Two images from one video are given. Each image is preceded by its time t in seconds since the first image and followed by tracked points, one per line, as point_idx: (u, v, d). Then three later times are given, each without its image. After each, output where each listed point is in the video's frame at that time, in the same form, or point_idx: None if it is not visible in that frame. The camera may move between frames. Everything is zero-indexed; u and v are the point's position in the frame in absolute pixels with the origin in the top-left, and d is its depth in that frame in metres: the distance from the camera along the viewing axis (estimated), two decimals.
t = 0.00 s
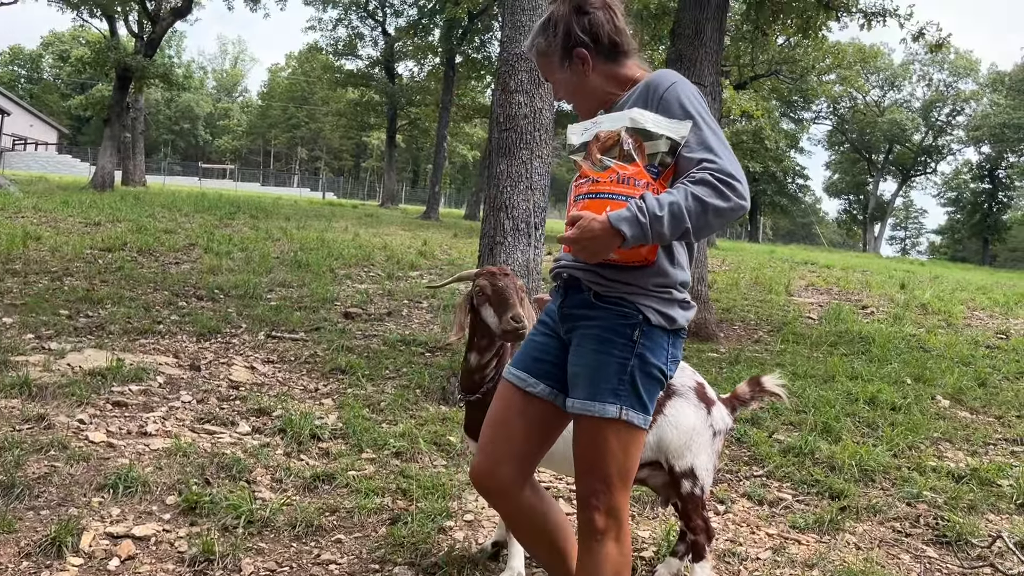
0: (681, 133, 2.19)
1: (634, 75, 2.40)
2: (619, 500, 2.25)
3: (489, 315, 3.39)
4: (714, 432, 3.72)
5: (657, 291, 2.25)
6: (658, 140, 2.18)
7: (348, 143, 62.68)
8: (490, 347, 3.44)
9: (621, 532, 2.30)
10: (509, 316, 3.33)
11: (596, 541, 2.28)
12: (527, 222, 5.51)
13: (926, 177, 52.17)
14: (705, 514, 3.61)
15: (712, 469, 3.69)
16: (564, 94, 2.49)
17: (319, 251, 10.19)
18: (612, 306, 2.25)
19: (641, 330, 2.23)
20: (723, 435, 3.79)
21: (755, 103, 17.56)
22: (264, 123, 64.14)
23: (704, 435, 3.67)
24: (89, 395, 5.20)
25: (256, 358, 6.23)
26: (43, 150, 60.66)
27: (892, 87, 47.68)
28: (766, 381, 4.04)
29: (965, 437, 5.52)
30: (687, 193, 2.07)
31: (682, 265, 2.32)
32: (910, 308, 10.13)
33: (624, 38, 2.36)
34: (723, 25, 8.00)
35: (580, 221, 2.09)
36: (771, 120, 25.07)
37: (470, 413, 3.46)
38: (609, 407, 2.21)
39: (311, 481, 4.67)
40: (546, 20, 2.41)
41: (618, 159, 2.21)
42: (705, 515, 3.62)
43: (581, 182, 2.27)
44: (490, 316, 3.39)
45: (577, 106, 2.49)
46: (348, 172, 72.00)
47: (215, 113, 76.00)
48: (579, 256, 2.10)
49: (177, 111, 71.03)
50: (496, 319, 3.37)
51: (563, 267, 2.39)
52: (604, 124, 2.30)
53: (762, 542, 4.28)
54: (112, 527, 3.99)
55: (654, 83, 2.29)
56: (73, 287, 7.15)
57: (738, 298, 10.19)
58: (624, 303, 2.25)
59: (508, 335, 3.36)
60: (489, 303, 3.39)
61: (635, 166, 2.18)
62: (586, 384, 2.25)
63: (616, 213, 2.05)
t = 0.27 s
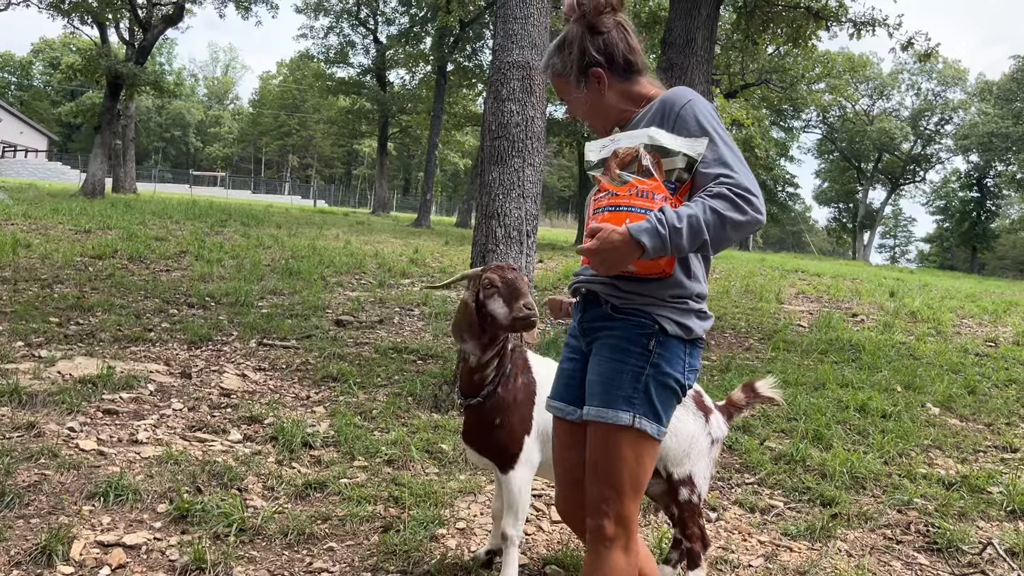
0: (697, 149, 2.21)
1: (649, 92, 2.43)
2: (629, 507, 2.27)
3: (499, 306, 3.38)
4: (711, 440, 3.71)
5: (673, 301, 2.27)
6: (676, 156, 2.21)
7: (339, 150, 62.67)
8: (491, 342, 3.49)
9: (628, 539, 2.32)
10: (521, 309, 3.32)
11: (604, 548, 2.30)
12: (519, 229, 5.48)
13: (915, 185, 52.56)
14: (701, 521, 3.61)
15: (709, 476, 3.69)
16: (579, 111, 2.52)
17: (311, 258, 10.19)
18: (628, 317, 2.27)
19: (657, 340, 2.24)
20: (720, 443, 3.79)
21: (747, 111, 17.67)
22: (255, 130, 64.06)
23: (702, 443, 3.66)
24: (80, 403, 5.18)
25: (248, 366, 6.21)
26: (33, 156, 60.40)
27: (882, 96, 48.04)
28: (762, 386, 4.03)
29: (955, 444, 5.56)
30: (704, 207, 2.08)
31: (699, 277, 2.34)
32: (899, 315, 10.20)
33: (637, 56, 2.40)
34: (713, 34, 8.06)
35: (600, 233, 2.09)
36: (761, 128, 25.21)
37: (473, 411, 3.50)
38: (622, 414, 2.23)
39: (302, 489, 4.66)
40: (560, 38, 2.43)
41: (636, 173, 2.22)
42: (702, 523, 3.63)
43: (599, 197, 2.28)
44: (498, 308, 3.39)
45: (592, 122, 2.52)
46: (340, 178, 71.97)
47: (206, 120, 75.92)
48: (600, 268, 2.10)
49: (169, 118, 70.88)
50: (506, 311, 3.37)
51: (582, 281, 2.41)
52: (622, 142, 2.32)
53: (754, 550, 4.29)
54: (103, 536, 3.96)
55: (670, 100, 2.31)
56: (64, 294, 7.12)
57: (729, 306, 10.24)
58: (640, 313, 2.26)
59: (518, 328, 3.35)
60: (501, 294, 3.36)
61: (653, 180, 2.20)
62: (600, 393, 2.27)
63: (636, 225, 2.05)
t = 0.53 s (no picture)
0: (744, 158, 2.27)
1: (680, 104, 2.50)
2: (652, 505, 2.31)
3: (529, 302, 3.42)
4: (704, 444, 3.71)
5: (725, 311, 2.33)
6: (725, 167, 2.27)
7: (331, 154, 62.57)
8: (508, 342, 3.54)
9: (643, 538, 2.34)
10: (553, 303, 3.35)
11: (622, 542, 2.31)
12: (512, 233, 5.47)
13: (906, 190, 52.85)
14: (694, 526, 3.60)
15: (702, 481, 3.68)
16: (608, 117, 2.55)
17: (303, 262, 10.16)
18: (680, 326, 2.31)
19: (709, 349, 2.31)
20: (714, 447, 3.77)
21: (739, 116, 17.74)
22: (247, 133, 63.90)
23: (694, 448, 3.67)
24: (71, 407, 5.14)
25: (240, 370, 6.19)
26: (23, 160, 60.10)
27: (873, 101, 48.28)
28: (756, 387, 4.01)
29: (946, 447, 5.58)
30: (762, 214, 2.13)
31: (747, 280, 2.39)
32: (890, 319, 10.24)
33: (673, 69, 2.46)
34: (705, 40, 8.10)
35: (662, 247, 2.13)
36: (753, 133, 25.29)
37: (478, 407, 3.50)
38: (667, 415, 2.27)
39: (295, 493, 4.64)
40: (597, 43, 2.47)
41: (688, 186, 2.27)
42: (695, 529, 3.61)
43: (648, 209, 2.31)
44: (527, 305, 3.43)
45: (620, 130, 2.56)
46: (332, 182, 71.84)
47: (198, 123, 75.74)
48: (664, 280, 2.15)
49: (161, 121, 70.65)
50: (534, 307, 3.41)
51: (631, 287, 2.45)
52: (669, 154, 2.36)
53: (747, 553, 4.29)
54: (94, 540, 3.93)
55: (709, 112, 2.37)
56: (55, 298, 7.08)
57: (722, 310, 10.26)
58: (694, 322, 2.31)
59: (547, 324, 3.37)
60: (531, 289, 3.42)
61: (705, 191, 2.24)
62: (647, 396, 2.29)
63: (700, 238, 2.10)
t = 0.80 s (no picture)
0: (778, 156, 2.41)
1: (705, 102, 2.66)
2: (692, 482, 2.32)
3: (539, 292, 3.30)
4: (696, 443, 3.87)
5: (754, 298, 2.47)
6: (761, 163, 2.38)
7: (325, 155, 62.41)
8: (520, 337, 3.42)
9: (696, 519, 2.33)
10: (563, 288, 3.23)
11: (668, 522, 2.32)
12: (505, 234, 5.48)
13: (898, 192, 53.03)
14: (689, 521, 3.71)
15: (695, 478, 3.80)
16: (635, 104, 2.61)
17: (296, 263, 10.13)
18: (713, 312, 2.44)
19: (740, 334, 2.43)
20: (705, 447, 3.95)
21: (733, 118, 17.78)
22: (241, 134, 63.68)
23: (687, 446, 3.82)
24: (63, 407, 5.12)
25: (233, 371, 6.17)
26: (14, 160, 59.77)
27: (865, 103, 48.44)
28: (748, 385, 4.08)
29: (937, 448, 5.61)
30: (802, 210, 2.28)
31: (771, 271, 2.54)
32: (882, 321, 10.29)
33: (697, 68, 2.65)
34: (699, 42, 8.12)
35: (711, 238, 2.22)
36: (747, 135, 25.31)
37: (485, 408, 3.45)
38: (697, 393, 2.35)
39: (288, 494, 4.64)
40: (633, 30, 2.57)
41: (728, 178, 2.35)
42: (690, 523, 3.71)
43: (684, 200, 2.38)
44: (536, 295, 3.30)
45: (645, 117, 2.63)
46: (325, 182, 71.68)
47: (191, 123, 75.51)
48: (711, 271, 2.24)
49: (153, 121, 70.37)
50: (544, 297, 3.29)
51: (662, 280, 2.56)
52: (705, 148, 2.44)
53: (738, 553, 4.31)
54: (86, 541, 3.92)
55: (738, 106, 2.51)
56: (47, 298, 7.05)
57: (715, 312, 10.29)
58: (725, 308, 2.44)
59: (560, 310, 3.25)
60: (539, 279, 3.28)
61: (745, 185, 2.35)
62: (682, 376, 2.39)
63: (748, 230, 2.21)
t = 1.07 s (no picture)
0: (804, 162, 2.41)
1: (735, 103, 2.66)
2: (774, 497, 2.46)
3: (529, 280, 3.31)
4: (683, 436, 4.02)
5: (781, 303, 2.49)
6: (784, 168, 2.38)
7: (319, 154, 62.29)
8: (515, 330, 3.43)
9: (785, 529, 2.48)
10: (552, 270, 3.27)
11: (767, 544, 2.45)
12: (500, 233, 5.48)
13: (892, 191, 53.20)
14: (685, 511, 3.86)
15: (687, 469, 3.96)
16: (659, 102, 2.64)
17: (290, 262, 10.13)
18: (742, 320, 2.46)
19: (774, 340, 2.46)
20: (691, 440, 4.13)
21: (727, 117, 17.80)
22: (235, 132, 63.50)
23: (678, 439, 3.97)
24: (56, 406, 5.12)
25: (227, 370, 6.16)
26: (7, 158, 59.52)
27: (859, 103, 48.59)
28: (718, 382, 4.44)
29: (929, 446, 5.63)
30: (826, 218, 2.28)
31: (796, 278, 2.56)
32: (875, 320, 10.33)
33: (729, 69, 2.64)
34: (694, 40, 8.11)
35: (730, 242, 2.25)
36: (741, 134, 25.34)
37: (497, 412, 3.44)
38: (761, 413, 2.43)
39: (282, 492, 4.63)
40: (662, 29, 2.59)
41: (751, 183, 2.36)
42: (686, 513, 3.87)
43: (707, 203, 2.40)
44: (524, 284, 3.31)
45: (670, 115, 2.65)
46: (320, 181, 71.57)
47: (185, 121, 75.43)
48: (731, 275, 2.27)
49: (147, 119, 70.20)
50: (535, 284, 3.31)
51: (685, 285, 2.58)
52: (728, 152, 2.44)
53: (731, 551, 4.35)
54: (80, 539, 3.92)
55: (767, 109, 2.52)
56: (40, 297, 7.04)
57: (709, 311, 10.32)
58: (755, 316, 2.45)
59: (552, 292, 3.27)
60: (524, 268, 3.32)
61: (767, 192, 2.35)
62: (727, 395, 2.45)
63: (769, 236, 2.23)
